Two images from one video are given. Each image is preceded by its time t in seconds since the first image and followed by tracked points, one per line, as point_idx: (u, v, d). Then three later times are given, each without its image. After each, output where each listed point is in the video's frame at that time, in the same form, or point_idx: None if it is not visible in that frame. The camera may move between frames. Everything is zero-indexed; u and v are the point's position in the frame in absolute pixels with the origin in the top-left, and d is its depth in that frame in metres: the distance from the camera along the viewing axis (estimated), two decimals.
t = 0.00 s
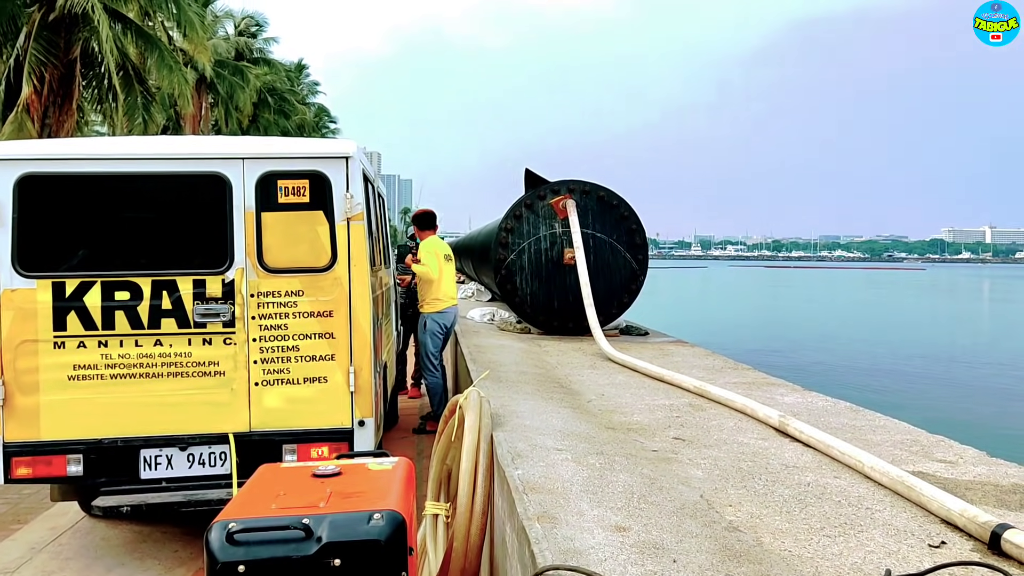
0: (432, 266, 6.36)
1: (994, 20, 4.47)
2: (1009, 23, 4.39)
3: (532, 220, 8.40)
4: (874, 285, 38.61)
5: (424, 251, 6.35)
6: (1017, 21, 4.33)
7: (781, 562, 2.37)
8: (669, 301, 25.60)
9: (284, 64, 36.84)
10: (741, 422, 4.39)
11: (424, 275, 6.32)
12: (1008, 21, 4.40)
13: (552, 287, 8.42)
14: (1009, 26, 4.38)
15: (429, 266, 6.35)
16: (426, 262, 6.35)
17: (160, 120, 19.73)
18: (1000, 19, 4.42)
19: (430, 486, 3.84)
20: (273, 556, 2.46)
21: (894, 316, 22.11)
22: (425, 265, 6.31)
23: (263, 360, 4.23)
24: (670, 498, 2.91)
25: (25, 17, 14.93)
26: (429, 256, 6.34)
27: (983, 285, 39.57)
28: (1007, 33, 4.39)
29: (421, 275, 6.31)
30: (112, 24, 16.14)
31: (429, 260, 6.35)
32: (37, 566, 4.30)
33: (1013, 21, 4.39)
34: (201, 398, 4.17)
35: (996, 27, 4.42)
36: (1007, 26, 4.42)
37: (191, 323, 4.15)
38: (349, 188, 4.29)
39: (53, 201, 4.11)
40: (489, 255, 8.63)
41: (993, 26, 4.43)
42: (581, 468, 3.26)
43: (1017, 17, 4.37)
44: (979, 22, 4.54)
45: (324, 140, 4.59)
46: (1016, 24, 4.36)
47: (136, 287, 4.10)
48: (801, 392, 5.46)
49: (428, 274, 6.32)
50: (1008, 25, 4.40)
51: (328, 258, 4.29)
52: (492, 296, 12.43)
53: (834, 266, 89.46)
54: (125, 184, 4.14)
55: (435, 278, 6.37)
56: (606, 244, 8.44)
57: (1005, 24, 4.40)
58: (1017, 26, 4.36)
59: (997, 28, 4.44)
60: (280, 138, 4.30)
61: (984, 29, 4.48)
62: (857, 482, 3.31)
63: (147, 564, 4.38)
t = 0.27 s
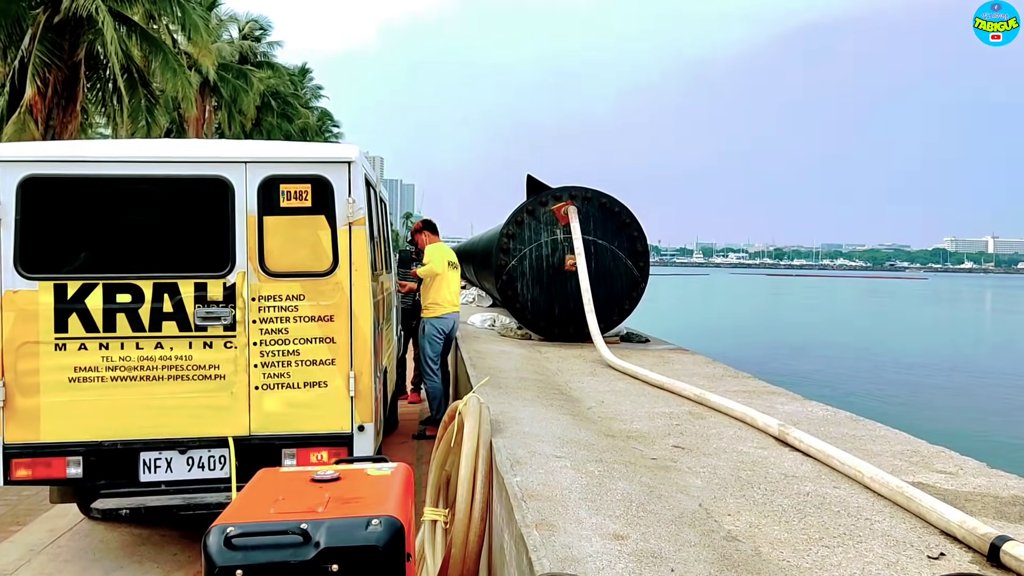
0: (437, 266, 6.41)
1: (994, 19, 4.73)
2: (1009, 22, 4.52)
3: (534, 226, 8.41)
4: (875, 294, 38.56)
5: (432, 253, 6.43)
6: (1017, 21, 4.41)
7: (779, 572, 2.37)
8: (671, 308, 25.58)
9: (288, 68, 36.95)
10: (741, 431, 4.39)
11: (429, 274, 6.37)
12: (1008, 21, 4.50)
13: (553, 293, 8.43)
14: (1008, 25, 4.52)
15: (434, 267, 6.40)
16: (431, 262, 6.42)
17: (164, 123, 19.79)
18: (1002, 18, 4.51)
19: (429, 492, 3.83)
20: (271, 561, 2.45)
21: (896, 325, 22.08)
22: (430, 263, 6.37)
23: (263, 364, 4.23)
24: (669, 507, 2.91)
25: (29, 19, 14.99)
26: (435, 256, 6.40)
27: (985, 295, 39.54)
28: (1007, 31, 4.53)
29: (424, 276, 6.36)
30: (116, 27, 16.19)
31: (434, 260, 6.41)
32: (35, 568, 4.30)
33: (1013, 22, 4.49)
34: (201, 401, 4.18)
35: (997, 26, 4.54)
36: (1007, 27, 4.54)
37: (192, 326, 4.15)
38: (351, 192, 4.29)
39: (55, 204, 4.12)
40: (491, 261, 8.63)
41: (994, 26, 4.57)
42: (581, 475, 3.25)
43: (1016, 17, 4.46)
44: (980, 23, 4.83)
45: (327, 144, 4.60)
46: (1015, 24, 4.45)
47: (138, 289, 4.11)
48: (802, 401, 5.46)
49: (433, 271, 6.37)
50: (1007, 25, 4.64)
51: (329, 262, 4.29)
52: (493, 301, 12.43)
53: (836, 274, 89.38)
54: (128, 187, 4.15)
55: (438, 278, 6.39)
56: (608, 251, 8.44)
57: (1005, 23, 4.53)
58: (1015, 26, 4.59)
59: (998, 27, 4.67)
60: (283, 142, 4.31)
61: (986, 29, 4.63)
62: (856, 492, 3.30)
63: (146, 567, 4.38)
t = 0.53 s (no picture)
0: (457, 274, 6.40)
1: (994, 21, 5.08)
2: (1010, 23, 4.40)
3: (536, 232, 8.43)
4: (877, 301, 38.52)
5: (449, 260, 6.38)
6: (1019, 19, 4.32)
7: None
8: (672, 314, 25.56)
9: (292, 72, 37.05)
10: (742, 438, 4.40)
11: (448, 282, 6.33)
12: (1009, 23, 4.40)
13: (555, 298, 8.44)
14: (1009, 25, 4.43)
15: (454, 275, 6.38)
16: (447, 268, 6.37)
17: (167, 126, 19.86)
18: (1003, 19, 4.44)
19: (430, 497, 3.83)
20: (273, 563, 2.46)
21: (898, 333, 22.06)
22: (449, 271, 6.32)
23: (265, 368, 4.24)
24: (669, 513, 2.91)
25: (34, 22, 15.05)
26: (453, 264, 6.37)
27: (988, 303, 39.47)
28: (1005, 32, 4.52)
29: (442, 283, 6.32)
30: (121, 30, 16.24)
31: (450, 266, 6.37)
32: (37, 569, 4.31)
33: (1013, 22, 4.37)
34: (203, 404, 4.19)
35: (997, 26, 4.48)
36: (1006, 26, 4.51)
37: (195, 330, 4.17)
38: (354, 197, 4.31)
39: (60, 207, 4.14)
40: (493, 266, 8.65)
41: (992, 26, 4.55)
42: (581, 481, 3.26)
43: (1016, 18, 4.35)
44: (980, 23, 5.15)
45: (330, 150, 4.62)
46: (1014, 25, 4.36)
47: (141, 293, 4.13)
48: (803, 408, 5.46)
49: (454, 279, 6.33)
50: (1008, 25, 5.03)
51: (331, 267, 4.31)
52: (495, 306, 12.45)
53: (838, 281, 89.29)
54: (133, 191, 4.18)
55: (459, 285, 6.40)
56: (610, 257, 8.46)
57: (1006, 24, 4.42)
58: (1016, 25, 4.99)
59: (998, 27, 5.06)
60: (286, 147, 4.33)
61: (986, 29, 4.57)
62: (857, 499, 3.31)
63: (148, 569, 4.39)
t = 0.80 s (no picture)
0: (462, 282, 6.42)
1: (994, 21, 5.16)
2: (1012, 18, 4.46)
3: (535, 235, 8.43)
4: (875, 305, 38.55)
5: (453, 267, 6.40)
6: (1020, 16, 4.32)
7: None
8: (671, 318, 25.57)
9: (291, 75, 37.08)
10: (739, 442, 4.40)
11: (454, 291, 6.34)
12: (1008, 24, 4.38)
13: (553, 302, 8.44)
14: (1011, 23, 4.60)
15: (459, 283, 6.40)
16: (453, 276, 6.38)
17: (167, 129, 19.89)
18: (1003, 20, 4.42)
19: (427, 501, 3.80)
20: (270, 568, 2.45)
21: (896, 337, 22.08)
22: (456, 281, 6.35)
23: (263, 371, 4.24)
24: (667, 518, 2.91)
25: (35, 25, 15.07)
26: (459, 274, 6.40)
27: (986, 308, 39.53)
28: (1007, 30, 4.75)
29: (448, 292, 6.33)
30: (122, 33, 16.24)
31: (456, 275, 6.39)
32: (34, 572, 4.30)
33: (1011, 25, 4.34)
34: (201, 407, 4.19)
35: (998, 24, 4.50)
36: (1009, 24, 4.75)
37: (194, 333, 4.17)
38: (353, 201, 4.32)
39: (59, 209, 4.14)
40: (491, 269, 8.65)
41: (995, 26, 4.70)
42: (579, 485, 3.26)
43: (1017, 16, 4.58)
44: (981, 23, 5.24)
45: (329, 153, 4.63)
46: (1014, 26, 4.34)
47: (140, 295, 4.12)
48: (801, 413, 5.46)
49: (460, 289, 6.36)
50: (1008, 25, 5.09)
51: (330, 270, 4.31)
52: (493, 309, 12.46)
53: (837, 286, 89.37)
54: (132, 193, 4.17)
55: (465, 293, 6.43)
56: (608, 261, 8.46)
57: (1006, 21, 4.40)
58: (1016, 26, 5.05)
59: (998, 27, 5.13)
60: (285, 151, 4.34)
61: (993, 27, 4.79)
62: (855, 505, 3.31)
63: (145, 571, 4.38)
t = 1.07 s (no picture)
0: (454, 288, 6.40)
1: (994, 21, 5.19)
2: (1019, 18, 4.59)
3: (528, 239, 8.43)
4: (869, 309, 38.65)
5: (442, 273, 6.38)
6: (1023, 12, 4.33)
7: None
8: (665, 321, 25.59)
9: (287, 77, 37.05)
10: (730, 448, 4.40)
11: (446, 299, 6.33)
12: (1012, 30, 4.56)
13: (546, 306, 8.44)
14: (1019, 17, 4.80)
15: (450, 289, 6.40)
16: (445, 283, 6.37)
17: (161, 131, 19.84)
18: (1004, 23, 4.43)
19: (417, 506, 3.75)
20: None
21: (890, 341, 22.13)
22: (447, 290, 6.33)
23: (253, 376, 4.22)
24: (654, 525, 2.91)
25: (28, 27, 15.04)
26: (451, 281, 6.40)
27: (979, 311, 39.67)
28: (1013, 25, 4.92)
29: (440, 300, 6.32)
30: (116, 35, 16.20)
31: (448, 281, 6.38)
32: None
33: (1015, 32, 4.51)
34: (190, 412, 4.17)
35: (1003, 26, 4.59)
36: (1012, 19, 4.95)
37: (183, 337, 4.15)
38: (344, 205, 4.31)
39: (47, 213, 4.12)
40: (484, 273, 8.64)
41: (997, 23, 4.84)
42: (567, 491, 3.26)
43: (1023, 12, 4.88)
44: (981, 23, 5.28)
45: (320, 157, 4.62)
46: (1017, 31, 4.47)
47: (128, 299, 4.10)
48: (792, 418, 5.47)
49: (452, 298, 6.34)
50: (1008, 26, 5.12)
51: (321, 274, 4.30)
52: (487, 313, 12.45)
53: (831, 289, 89.56)
54: (121, 197, 4.16)
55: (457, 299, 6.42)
56: (601, 265, 8.46)
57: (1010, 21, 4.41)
58: (1016, 26, 5.08)
59: (998, 27, 5.16)
60: (276, 155, 4.33)
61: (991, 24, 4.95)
62: (843, 511, 3.31)
63: None
